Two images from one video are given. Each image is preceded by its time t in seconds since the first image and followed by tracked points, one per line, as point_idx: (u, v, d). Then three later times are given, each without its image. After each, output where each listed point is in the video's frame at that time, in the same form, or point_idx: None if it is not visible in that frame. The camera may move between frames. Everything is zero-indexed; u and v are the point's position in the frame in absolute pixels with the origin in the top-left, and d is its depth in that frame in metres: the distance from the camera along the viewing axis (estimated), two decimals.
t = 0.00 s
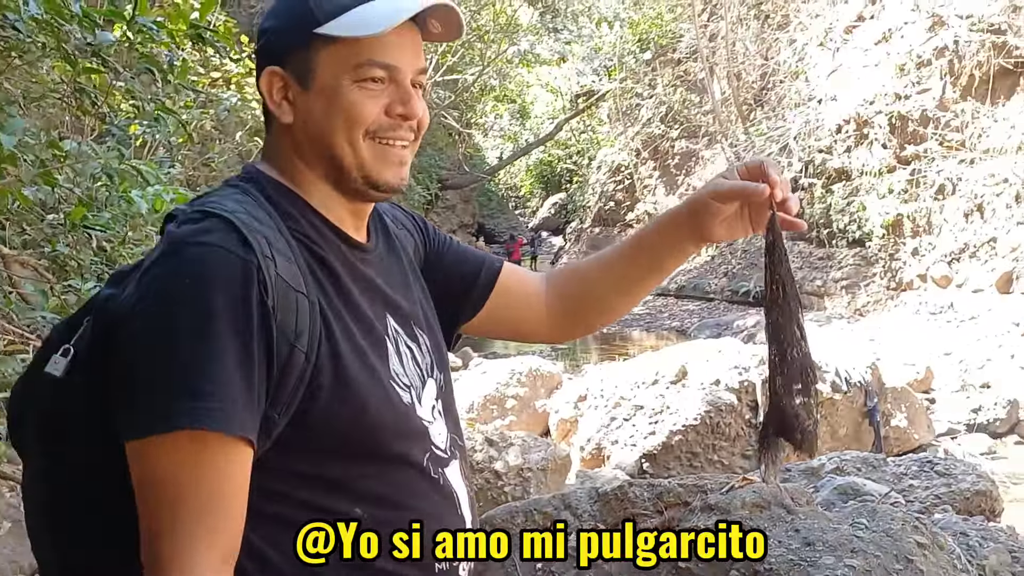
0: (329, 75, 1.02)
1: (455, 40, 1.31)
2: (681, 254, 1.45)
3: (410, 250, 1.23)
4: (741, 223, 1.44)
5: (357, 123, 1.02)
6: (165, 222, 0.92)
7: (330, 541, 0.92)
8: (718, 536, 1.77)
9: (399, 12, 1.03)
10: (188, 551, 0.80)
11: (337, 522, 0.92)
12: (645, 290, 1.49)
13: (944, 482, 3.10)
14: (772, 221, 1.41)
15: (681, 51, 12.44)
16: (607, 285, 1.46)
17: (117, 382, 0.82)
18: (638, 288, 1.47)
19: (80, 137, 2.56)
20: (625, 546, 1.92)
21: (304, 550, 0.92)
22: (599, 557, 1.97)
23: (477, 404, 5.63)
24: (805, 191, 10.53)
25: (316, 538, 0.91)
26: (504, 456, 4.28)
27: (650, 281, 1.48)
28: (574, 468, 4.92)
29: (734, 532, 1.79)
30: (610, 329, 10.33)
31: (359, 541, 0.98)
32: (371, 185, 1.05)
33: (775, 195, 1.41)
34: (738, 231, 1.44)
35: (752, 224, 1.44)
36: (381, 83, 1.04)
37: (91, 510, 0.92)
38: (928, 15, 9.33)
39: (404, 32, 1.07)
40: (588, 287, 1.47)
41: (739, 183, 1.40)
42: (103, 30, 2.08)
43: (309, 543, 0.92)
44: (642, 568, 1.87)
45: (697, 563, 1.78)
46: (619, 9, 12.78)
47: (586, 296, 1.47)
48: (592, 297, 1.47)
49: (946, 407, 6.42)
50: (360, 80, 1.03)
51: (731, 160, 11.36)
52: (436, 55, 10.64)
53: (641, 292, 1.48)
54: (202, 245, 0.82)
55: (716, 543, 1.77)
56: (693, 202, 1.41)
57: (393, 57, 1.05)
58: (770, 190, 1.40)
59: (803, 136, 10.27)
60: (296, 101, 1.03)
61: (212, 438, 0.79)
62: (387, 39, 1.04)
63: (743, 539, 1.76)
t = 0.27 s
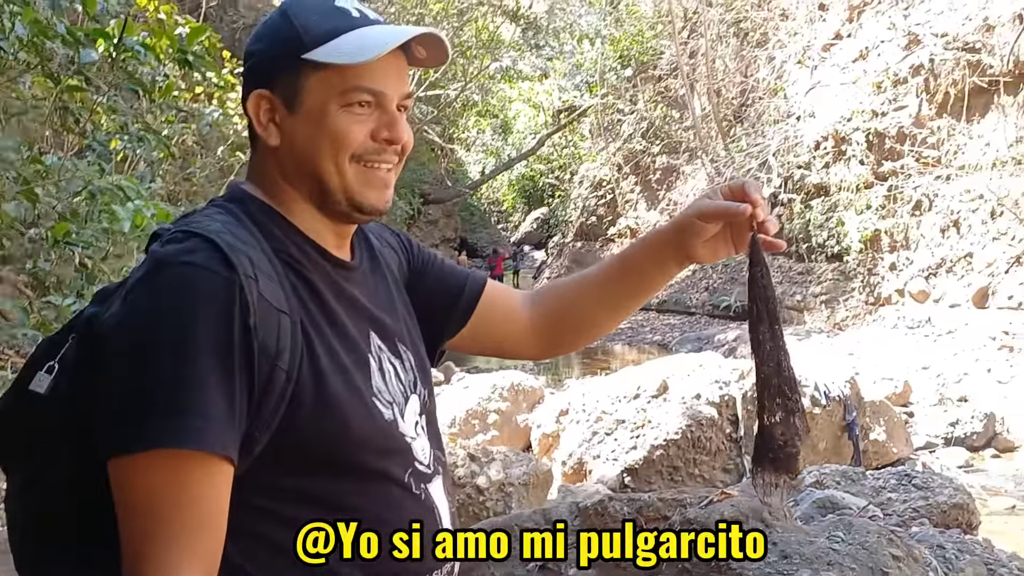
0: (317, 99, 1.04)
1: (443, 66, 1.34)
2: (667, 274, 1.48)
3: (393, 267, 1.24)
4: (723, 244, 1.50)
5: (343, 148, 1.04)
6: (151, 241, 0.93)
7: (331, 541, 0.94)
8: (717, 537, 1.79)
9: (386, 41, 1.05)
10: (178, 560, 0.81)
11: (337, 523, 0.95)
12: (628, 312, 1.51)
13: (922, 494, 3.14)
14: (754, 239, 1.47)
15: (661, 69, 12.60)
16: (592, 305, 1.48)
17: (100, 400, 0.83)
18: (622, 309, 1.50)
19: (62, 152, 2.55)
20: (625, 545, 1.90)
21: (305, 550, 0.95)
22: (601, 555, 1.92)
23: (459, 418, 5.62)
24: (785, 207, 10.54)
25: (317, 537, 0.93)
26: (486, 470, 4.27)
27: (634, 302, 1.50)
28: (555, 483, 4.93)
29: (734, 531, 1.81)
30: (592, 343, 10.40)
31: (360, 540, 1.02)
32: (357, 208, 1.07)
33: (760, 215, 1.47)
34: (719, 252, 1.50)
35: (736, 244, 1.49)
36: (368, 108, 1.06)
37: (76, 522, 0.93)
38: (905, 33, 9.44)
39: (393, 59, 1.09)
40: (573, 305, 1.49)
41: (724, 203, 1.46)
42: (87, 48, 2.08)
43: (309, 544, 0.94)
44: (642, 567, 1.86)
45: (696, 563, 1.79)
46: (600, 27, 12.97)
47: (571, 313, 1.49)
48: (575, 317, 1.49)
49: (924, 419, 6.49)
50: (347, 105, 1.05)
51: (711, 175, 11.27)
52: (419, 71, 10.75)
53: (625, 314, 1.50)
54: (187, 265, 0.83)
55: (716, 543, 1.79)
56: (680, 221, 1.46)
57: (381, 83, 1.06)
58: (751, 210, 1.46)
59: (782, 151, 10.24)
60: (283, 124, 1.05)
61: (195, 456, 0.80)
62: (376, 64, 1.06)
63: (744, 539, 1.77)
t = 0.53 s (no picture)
0: (278, 108, 1.03)
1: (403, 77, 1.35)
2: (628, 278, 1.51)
3: (353, 271, 1.24)
4: (681, 248, 1.54)
5: (304, 157, 1.05)
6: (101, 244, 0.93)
7: (331, 541, 1.00)
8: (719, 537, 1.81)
9: (352, 55, 1.06)
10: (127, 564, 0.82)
11: (338, 523, 1.00)
12: (590, 317, 1.53)
13: (886, 499, 3.18)
14: (712, 241, 1.53)
15: (633, 77, 12.71)
16: (555, 308, 1.49)
17: (47, 403, 0.83)
18: (584, 313, 1.50)
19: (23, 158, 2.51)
20: (626, 546, 1.86)
21: (305, 551, 0.99)
22: (600, 557, 1.87)
23: (429, 425, 5.60)
24: (754, 216, 10.74)
25: (318, 538, 0.99)
26: (456, 477, 4.26)
27: (596, 306, 1.52)
28: (526, 489, 4.95)
29: (733, 532, 1.84)
30: (564, 351, 10.39)
31: (362, 540, 1.08)
32: (315, 216, 1.07)
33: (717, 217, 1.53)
34: (677, 255, 1.54)
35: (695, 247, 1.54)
36: (329, 119, 1.07)
37: (25, 527, 0.92)
38: (872, 44, 9.69)
39: (356, 70, 1.10)
40: (535, 309, 1.49)
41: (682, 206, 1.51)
42: (49, 52, 2.04)
43: (310, 544, 0.99)
44: (640, 568, 1.81)
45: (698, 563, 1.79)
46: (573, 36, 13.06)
47: (533, 316, 1.49)
48: (536, 322, 1.49)
49: (891, 425, 6.58)
50: (308, 114, 1.05)
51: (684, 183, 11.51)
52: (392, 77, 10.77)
53: (587, 319, 1.51)
54: (135, 270, 0.84)
55: (716, 543, 1.81)
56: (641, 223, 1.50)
57: (343, 93, 1.07)
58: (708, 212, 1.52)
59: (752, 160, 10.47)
60: (242, 130, 1.04)
61: (142, 461, 0.80)
62: (339, 75, 1.07)
63: (744, 539, 1.81)
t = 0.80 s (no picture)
0: (230, 108, 1.02)
1: (356, 75, 1.34)
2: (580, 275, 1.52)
3: (301, 265, 1.24)
4: (633, 246, 1.57)
5: (256, 158, 1.04)
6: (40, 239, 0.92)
7: (331, 541, 1.09)
8: (716, 537, 1.71)
9: (308, 58, 1.06)
10: (65, 560, 0.82)
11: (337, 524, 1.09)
12: (543, 316, 1.54)
13: (847, 495, 3.22)
14: (660, 238, 1.57)
15: (601, 77, 12.88)
16: (507, 305, 1.49)
17: None
18: (537, 311, 1.51)
19: None
20: (625, 546, 1.77)
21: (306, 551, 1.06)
22: (601, 557, 1.80)
23: (396, 424, 5.59)
24: (721, 215, 10.92)
25: (319, 537, 1.07)
26: (421, 476, 4.25)
27: (549, 304, 1.53)
28: (493, 487, 4.96)
29: (734, 531, 1.74)
30: (533, 350, 10.43)
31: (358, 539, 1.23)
32: (265, 216, 1.07)
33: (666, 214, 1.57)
34: (628, 254, 1.57)
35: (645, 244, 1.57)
36: (281, 120, 1.06)
37: None
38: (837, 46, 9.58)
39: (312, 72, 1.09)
40: (487, 307, 1.50)
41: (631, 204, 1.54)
42: None
43: (310, 544, 1.06)
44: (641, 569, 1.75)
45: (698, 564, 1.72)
46: (542, 35, 13.28)
47: (483, 316, 1.49)
48: (489, 320, 1.50)
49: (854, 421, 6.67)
50: (260, 116, 1.04)
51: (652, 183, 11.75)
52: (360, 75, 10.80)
53: (540, 317, 1.52)
54: (73, 264, 0.84)
55: (716, 544, 1.72)
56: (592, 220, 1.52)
57: (296, 95, 1.07)
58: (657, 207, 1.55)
59: (719, 161, 10.65)
60: (191, 129, 1.03)
61: (80, 460, 0.80)
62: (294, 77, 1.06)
63: (744, 539, 1.71)
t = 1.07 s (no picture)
0: (171, 103, 1.02)
1: (303, 71, 1.33)
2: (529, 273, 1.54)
3: (247, 262, 1.24)
4: (580, 246, 1.59)
5: (198, 155, 1.04)
6: None
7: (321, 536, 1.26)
8: (718, 537, 1.83)
9: (251, 54, 1.06)
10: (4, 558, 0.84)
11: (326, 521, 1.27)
12: (492, 316, 1.54)
13: (806, 491, 3.28)
14: (605, 237, 1.60)
15: (567, 78, 12.95)
16: (456, 304, 1.49)
17: None
18: (486, 309, 1.52)
19: None
20: (625, 546, 1.80)
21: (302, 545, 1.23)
22: (600, 557, 1.81)
23: (360, 424, 5.56)
24: (685, 215, 11.03)
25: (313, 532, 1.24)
26: (385, 476, 4.23)
27: (498, 304, 1.54)
28: (457, 487, 4.94)
29: (734, 532, 1.88)
30: (500, 350, 10.42)
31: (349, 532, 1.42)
32: (209, 213, 1.07)
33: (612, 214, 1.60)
34: (574, 255, 1.59)
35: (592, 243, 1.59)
36: (223, 115, 1.06)
37: None
38: (799, 49, 9.68)
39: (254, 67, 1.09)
40: (436, 305, 1.50)
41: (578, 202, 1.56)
42: None
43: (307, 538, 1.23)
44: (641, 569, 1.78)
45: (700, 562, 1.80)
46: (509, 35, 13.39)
47: (433, 314, 1.49)
48: (439, 319, 1.50)
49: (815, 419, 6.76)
50: (201, 111, 1.04)
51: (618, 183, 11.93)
52: (326, 73, 10.73)
53: (488, 316, 1.53)
54: (10, 259, 0.85)
55: (717, 543, 1.84)
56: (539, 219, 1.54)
57: (239, 91, 1.06)
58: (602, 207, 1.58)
59: (683, 161, 10.75)
60: (132, 124, 1.02)
61: (15, 453, 0.82)
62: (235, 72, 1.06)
63: (745, 539, 1.85)
